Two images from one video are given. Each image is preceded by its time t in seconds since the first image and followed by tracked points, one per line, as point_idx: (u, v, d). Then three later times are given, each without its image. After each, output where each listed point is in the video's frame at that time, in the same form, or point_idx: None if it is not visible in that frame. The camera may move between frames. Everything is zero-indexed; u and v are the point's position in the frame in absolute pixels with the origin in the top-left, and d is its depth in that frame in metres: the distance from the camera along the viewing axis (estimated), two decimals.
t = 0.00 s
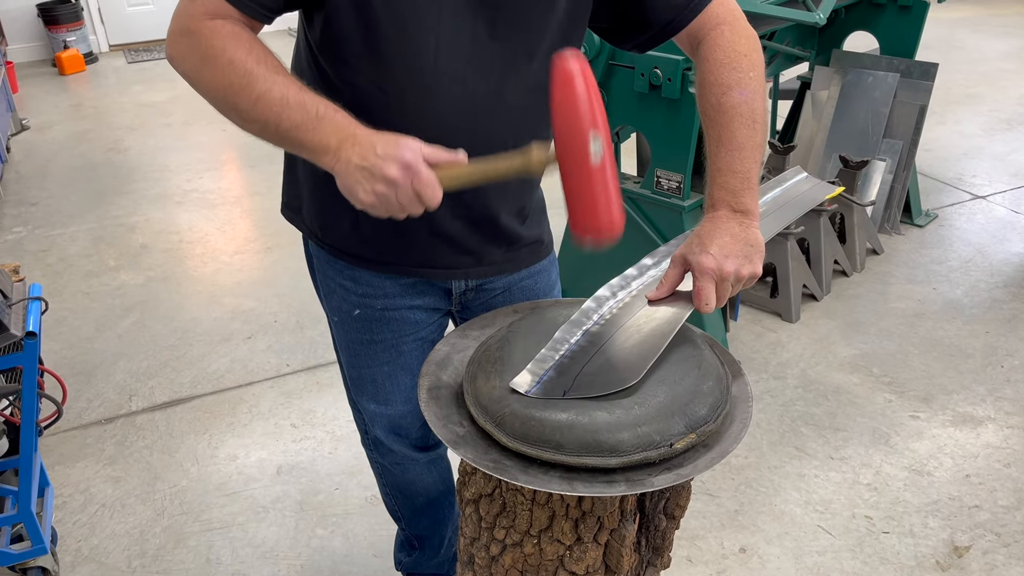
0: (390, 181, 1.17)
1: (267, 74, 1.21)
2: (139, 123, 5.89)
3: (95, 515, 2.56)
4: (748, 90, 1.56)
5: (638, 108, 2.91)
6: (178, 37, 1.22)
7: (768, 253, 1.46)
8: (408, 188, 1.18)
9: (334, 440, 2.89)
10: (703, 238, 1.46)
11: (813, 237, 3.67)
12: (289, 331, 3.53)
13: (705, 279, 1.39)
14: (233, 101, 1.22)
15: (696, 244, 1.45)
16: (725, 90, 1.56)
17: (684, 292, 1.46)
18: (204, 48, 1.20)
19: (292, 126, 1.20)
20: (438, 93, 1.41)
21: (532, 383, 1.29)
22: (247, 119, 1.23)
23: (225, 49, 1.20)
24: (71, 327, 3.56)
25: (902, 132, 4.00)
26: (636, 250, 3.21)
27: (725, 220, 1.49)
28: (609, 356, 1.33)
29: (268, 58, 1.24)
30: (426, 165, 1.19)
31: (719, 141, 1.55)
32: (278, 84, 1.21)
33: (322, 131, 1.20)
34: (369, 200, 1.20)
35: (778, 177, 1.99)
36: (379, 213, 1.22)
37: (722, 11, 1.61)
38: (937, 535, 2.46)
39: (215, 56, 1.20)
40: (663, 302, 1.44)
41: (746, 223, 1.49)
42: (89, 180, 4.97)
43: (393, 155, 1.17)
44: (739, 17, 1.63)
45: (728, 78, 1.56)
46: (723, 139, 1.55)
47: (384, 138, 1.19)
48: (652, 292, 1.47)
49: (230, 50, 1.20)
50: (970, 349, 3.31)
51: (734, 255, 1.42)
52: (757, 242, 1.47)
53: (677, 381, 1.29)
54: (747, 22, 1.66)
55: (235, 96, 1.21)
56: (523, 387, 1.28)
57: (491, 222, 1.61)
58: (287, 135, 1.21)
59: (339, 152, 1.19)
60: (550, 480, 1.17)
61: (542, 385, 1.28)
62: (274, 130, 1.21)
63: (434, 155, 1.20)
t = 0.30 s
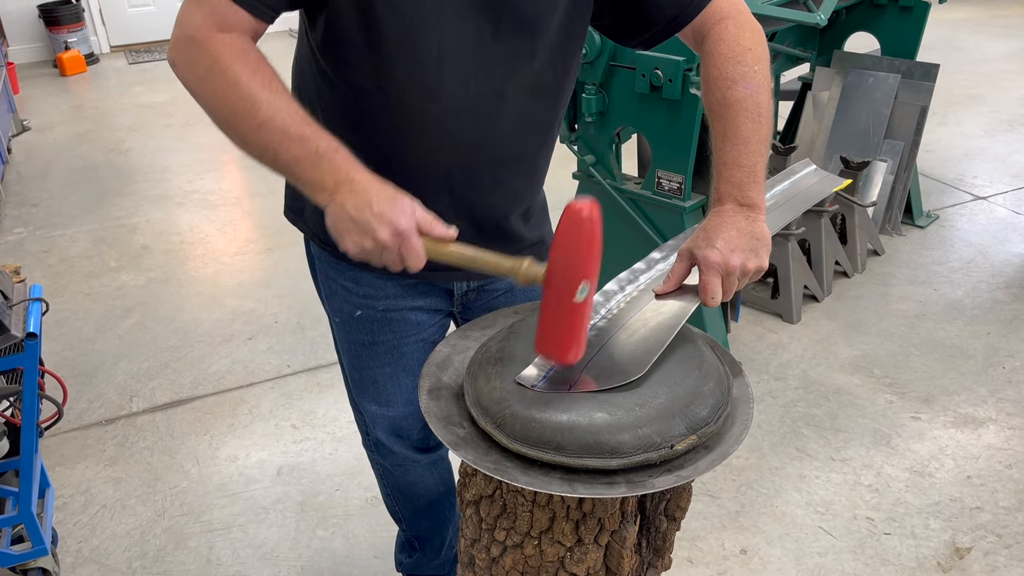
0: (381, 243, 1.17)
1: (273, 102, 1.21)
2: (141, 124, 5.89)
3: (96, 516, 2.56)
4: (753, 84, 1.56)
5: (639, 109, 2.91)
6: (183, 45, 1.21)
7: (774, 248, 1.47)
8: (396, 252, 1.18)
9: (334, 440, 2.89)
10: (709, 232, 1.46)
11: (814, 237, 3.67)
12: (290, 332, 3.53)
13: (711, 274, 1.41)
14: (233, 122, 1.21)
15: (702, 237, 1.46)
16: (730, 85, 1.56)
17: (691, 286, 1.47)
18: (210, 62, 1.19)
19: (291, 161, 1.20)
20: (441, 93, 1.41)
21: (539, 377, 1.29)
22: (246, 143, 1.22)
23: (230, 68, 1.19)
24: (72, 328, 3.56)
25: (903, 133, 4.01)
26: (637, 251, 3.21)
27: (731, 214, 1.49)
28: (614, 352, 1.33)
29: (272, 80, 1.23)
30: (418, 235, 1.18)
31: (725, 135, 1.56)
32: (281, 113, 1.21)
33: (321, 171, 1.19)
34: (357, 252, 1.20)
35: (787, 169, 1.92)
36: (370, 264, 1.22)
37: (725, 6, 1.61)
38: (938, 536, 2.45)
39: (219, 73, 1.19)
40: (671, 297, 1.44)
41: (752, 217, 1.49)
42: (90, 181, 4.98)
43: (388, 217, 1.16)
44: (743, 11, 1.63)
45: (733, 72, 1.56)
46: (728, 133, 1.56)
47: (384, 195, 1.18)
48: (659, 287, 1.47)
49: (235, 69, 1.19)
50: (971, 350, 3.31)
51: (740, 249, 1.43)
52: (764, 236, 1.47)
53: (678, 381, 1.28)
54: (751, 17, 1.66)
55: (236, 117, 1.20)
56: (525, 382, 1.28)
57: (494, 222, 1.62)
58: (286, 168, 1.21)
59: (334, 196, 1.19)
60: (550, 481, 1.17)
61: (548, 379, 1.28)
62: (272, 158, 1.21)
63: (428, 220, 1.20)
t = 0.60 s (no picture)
0: (370, 265, 1.20)
1: (272, 118, 1.22)
2: (141, 124, 5.90)
3: (96, 517, 2.56)
4: (756, 83, 1.56)
5: (640, 110, 2.91)
6: (188, 48, 1.19)
7: (777, 247, 1.47)
8: (384, 275, 1.20)
9: (335, 441, 2.88)
10: (712, 231, 1.46)
11: (815, 238, 3.66)
12: (290, 333, 3.53)
13: (714, 272, 1.40)
14: (233, 132, 1.21)
15: (705, 236, 1.46)
16: (733, 84, 1.56)
17: (694, 284, 1.47)
18: (215, 71, 1.19)
19: (288, 179, 1.22)
20: (444, 95, 1.40)
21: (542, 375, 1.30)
22: (244, 155, 1.23)
23: (235, 77, 1.19)
24: (73, 328, 3.56)
25: (904, 133, 4.00)
26: (637, 252, 3.21)
27: (734, 213, 1.49)
28: (616, 352, 1.33)
29: (273, 92, 1.24)
30: (407, 257, 1.21)
31: (728, 134, 1.56)
32: (280, 130, 1.22)
33: (316, 189, 1.21)
34: (344, 272, 1.22)
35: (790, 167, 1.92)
36: (355, 285, 1.24)
37: (728, 6, 1.61)
38: (940, 537, 2.45)
39: (222, 82, 1.19)
40: (673, 295, 1.44)
41: (754, 215, 1.49)
42: (91, 181, 4.98)
43: (379, 240, 1.19)
44: (746, 12, 1.64)
45: (737, 72, 1.56)
46: (732, 132, 1.56)
47: (374, 220, 1.21)
48: (662, 284, 1.47)
49: (238, 78, 1.20)
50: (973, 351, 3.31)
51: (742, 248, 1.43)
52: (767, 235, 1.47)
53: (679, 381, 1.28)
54: (754, 17, 1.66)
55: (236, 127, 1.21)
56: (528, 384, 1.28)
57: (496, 222, 1.62)
58: (281, 184, 1.23)
59: (327, 218, 1.21)
60: (551, 482, 1.17)
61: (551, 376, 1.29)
62: (268, 172, 1.23)
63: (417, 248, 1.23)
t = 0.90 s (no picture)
0: (387, 191, 1.14)
1: (271, 87, 1.19)
2: (142, 125, 5.90)
3: (97, 518, 2.55)
4: (760, 85, 1.55)
5: (641, 111, 2.91)
6: (185, 41, 1.21)
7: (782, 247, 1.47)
8: (405, 194, 1.14)
9: (336, 442, 2.88)
10: (716, 231, 1.46)
11: (816, 239, 3.66)
12: (291, 334, 3.53)
13: (718, 272, 1.41)
14: (235, 110, 1.19)
15: (709, 237, 1.46)
16: (737, 86, 1.55)
17: (698, 284, 1.48)
18: (209, 55, 1.19)
19: (294, 140, 1.17)
20: (446, 96, 1.40)
21: (547, 372, 1.30)
22: (248, 130, 1.20)
23: (231, 56, 1.19)
24: (74, 329, 3.56)
25: (906, 133, 3.98)
26: (638, 252, 3.21)
27: (738, 213, 1.49)
28: (619, 352, 1.34)
29: (271, 68, 1.22)
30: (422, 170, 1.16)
31: (732, 135, 1.55)
32: (281, 96, 1.18)
33: (322, 145, 1.16)
34: (370, 213, 1.16)
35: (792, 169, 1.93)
36: (377, 229, 1.18)
37: (733, 7, 1.61)
38: (941, 538, 2.45)
39: (219, 63, 1.18)
40: (677, 295, 1.46)
41: (759, 216, 1.49)
42: (92, 182, 4.98)
43: (386, 164, 1.14)
44: (751, 13, 1.63)
45: (741, 73, 1.55)
46: (736, 133, 1.55)
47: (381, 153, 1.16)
48: (666, 284, 1.49)
49: (235, 57, 1.19)
50: (974, 352, 3.30)
51: (747, 248, 1.43)
52: (771, 236, 1.47)
53: (681, 383, 1.27)
54: (759, 18, 1.65)
55: (238, 104, 1.19)
56: (530, 386, 1.28)
57: (497, 224, 1.61)
58: (288, 149, 1.18)
59: (337, 167, 1.16)
60: (551, 484, 1.17)
61: (557, 374, 1.29)
62: (273, 142, 1.19)
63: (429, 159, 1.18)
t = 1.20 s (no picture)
0: (386, 207, 1.17)
1: (272, 86, 1.21)
2: (143, 125, 5.90)
3: (98, 518, 2.55)
4: (763, 81, 1.55)
5: (641, 111, 2.91)
6: (191, 38, 1.21)
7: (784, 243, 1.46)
8: (403, 215, 1.18)
9: (336, 443, 2.88)
10: (719, 227, 1.45)
11: (817, 239, 3.66)
12: (291, 334, 3.53)
13: (720, 267, 1.40)
14: (238, 110, 1.21)
15: (712, 232, 1.45)
16: (739, 82, 1.55)
17: (701, 280, 1.46)
18: (213, 52, 1.20)
19: (295, 140, 1.20)
20: (448, 93, 1.40)
21: (549, 368, 1.30)
22: (251, 128, 1.22)
23: (234, 53, 1.20)
24: (74, 329, 3.56)
25: (906, 134, 3.99)
26: (639, 252, 3.20)
27: (741, 209, 1.48)
28: (620, 349, 1.34)
29: (274, 65, 1.24)
30: (423, 194, 1.18)
31: (733, 132, 1.55)
32: (283, 95, 1.21)
33: (322, 145, 1.19)
34: (364, 221, 1.19)
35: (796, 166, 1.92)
36: (374, 232, 1.21)
37: (735, 4, 1.61)
38: (942, 539, 2.45)
39: (223, 60, 1.20)
40: (681, 290, 1.44)
41: (761, 212, 1.48)
42: (92, 182, 4.98)
43: (389, 179, 1.16)
44: (753, 10, 1.64)
45: (743, 69, 1.55)
46: (739, 129, 1.55)
47: (384, 163, 1.18)
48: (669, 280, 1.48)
49: (237, 54, 1.20)
50: (975, 352, 3.30)
51: (749, 244, 1.42)
52: (774, 231, 1.46)
53: (681, 383, 1.27)
54: (760, 15, 1.66)
55: (241, 102, 1.21)
56: (531, 386, 1.27)
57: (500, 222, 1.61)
58: (290, 148, 1.21)
59: (338, 169, 1.18)
60: (552, 484, 1.16)
61: (559, 370, 1.30)
62: (274, 139, 1.21)
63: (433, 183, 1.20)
